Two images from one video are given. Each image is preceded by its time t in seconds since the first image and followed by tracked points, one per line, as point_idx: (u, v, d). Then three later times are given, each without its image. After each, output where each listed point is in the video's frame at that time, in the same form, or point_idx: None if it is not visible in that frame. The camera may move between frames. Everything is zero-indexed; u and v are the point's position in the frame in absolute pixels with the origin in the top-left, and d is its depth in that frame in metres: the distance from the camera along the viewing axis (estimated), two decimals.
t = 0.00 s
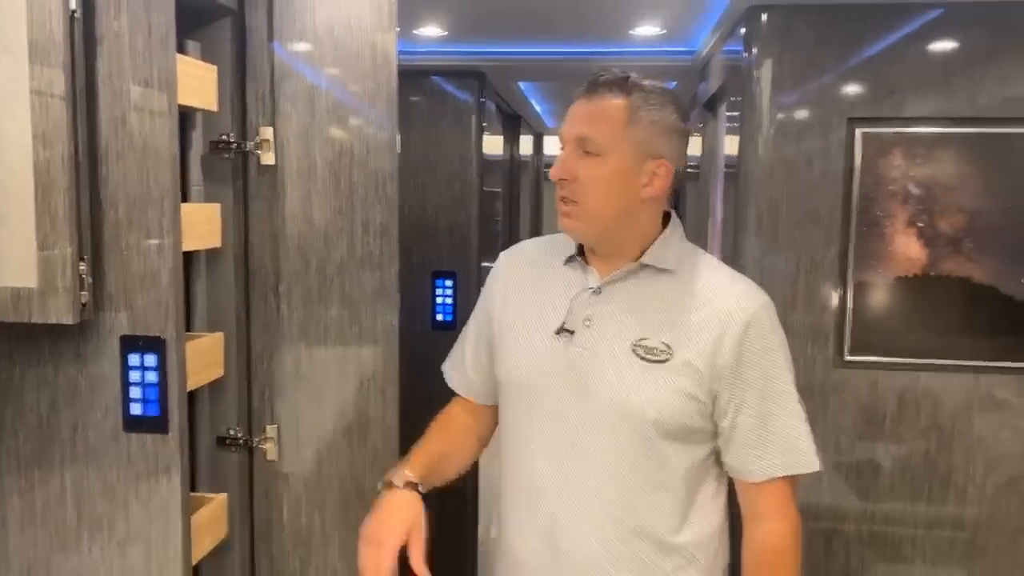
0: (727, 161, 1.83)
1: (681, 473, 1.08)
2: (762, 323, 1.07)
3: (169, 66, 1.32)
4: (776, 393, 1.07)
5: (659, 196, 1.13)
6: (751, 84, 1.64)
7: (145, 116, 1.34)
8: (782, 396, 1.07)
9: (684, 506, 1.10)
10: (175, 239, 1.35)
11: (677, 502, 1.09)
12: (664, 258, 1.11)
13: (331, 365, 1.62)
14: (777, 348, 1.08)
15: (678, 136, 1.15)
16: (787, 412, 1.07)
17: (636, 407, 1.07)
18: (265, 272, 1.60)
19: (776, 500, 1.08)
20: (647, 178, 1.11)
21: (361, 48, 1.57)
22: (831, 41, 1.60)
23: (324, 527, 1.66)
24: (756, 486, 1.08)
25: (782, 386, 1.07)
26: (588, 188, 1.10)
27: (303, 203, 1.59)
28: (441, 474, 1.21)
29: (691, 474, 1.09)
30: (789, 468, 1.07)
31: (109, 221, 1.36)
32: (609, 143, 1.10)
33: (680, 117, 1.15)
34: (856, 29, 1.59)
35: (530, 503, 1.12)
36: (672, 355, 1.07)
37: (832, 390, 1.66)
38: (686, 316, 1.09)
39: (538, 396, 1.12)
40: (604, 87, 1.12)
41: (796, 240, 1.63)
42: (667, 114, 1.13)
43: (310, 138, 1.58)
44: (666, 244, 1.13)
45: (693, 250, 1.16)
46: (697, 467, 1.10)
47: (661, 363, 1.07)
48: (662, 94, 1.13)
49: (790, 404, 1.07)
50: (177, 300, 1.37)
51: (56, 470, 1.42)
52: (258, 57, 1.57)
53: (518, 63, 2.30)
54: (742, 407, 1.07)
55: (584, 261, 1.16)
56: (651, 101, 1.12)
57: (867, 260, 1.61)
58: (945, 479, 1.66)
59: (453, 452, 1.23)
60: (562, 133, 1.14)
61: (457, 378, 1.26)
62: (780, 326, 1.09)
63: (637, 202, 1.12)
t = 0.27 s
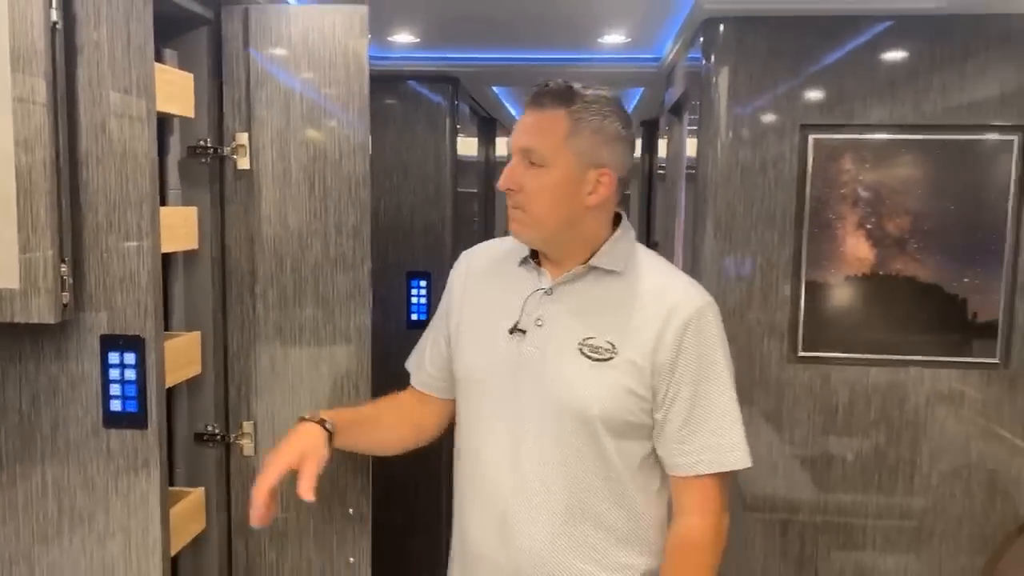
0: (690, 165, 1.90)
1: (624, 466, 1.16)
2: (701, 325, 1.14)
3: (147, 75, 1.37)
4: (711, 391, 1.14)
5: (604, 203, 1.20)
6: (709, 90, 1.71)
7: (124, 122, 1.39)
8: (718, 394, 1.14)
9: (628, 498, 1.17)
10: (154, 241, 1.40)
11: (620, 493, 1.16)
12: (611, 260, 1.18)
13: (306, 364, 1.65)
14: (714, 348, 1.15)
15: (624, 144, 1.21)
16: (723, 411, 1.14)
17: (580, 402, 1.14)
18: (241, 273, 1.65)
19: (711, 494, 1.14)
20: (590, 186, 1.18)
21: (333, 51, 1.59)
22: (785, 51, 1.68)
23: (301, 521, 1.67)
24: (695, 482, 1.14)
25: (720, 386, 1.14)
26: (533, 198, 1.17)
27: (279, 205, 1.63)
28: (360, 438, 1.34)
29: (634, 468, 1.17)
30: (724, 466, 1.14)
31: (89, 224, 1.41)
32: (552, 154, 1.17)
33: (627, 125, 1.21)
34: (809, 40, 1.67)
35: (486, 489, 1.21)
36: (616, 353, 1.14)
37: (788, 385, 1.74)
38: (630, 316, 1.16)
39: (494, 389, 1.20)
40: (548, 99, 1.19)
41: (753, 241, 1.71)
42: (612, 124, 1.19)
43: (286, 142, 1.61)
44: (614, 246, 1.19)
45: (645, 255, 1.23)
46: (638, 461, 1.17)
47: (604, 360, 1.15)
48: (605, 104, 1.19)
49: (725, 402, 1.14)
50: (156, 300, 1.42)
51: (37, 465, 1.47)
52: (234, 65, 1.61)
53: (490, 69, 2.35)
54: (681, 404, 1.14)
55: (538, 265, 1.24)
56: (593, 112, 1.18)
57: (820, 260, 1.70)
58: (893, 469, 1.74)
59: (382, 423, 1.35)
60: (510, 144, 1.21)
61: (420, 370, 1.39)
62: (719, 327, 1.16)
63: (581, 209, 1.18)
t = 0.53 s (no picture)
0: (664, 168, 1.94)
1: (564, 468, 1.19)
2: (637, 328, 1.17)
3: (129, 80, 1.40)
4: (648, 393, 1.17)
5: (541, 212, 1.22)
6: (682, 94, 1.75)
7: (107, 126, 1.41)
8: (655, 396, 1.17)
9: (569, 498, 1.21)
10: (136, 243, 1.43)
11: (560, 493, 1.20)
12: (551, 264, 1.21)
13: (287, 363, 1.68)
14: (652, 351, 1.18)
15: (557, 151, 1.23)
16: (661, 413, 1.17)
17: (519, 406, 1.17)
18: (223, 275, 1.68)
19: (648, 496, 1.18)
20: (525, 197, 1.20)
21: (314, 53, 1.62)
22: (755, 57, 1.72)
23: (281, 519, 1.70)
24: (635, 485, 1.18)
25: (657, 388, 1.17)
26: (469, 212, 1.19)
27: (260, 208, 1.65)
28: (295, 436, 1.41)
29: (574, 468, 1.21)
30: (663, 468, 1.17)
31: (72, 226, 1.43)
32: (484, 167, 1.19)
33: (558, 131, 1.23)
34: (778, 47, 1.72)
35: (433, 491, 1.25)
36: (555, 357, 1.17)
37: (758, 382, 1.78)
38: (570, 320, 1.19)
39: (439, 392, 1.25)
40: (478, 112, 1.21)
41: (724, 242, 1.75)
42: (543, 132, 1.21)
43: (267, 146, 1.64)
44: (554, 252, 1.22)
45: (589, 256, 1.25)
46: (579, 462, 1.21)
47: (543, 365, 1.18)
48: (536, 114, 1.21)
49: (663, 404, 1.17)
50: (138, 301, 1.44)
51: (21, 464, 1.49)
52: (215, 69, 1.64)
53: (471, 72, 2.39)
54: (619, 407, 1.17)
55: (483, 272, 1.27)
56: (524, 123, 1.20)
57: (789, 261, 1.74)
58: (860, 464, 1.79)
59: (316, 420, 1.42)
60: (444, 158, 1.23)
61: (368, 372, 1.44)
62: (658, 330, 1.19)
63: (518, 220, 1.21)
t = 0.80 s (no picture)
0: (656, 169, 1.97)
1: (525, 481, 1.21)
2: (592, 342, 1.17)
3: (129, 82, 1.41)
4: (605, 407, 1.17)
5: (490, 223, 1.22)
6: (674, 96, 1.78)
7: (105, 128, 1.43)
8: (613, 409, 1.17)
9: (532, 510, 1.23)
10: (135, 244, 1.45)
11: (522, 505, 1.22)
12: (505, 277, 1.21)
13: (283, 363, 1.70)
14: (608, 363, 1.18)
15: (504, 158, 1.22)
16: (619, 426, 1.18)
17: (475, 423, 1.18)
18: (220, 276, 1.69)
19: (613, 509, 1.19)
20: (470, 210, 1.20)
21: (310, 55, 1.63)
22: (746, 61, 1.75)
23: (278, 518, 1.72)
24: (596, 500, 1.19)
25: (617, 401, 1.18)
26: (415, 227, 1.20)
27: (257, 210, 1.66)
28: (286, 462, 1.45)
29: (536, 481, 1.22)
30: (624, 481, 1.18)
31: (72, 228, 1.45)
32: (426, 181, 1.19)
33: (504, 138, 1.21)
34: (768, 51, 1.74)
35: (400, 502, 1.28)
36: (510, 372, 1.18)
37: (749, 381, 1.81)
38: (525, 334, 1.19)
39: (399, 405, 1.26)
40: (420, 126, 1.20)
41: (715, 243, 1.78)
42: (487, 141, 1.20)
43: (263, 147, 1.65)
44: (508, 265, 1.23)
45: (549, 266, 1.25)
46: (540, 476, 1.22)
47: (498, 380, 1.18)
48: (480, 124, 1.20)
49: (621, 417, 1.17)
50: (137, 302, 1.46)
51: (21, 463, 1.50)
52: (212, 72, 1.64)
53: (464, 73, 2.41)
54: (576, 421, 1.17)
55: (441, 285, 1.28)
56: (466, 134, 1.19)
57: (780, 262, 1.77)
58: (849, 461, 1.82)
59: (308, 445, 1.48)
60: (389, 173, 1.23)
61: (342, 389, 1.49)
62: (615, 342, 1.18)
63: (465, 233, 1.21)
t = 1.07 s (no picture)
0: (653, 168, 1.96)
1: (501, 487, 1.19)
2: (570, 349, 1.14)
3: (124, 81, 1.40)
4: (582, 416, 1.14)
5: (470, 210, 1.21)
6: (672, 96, 1.78)
7: (101, 127, 1.42)
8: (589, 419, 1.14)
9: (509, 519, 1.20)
10: (131, 244, 1.44)
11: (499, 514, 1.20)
12: (489, 274, 1.20)
13: (280, 363, 1.69)
14: (586, 372, 1.14)
15: (488, 146, 1.20)
16: (596, 437, 1.14)
17: (451, 428, 1.17)
18: (216, 275, 1.68)
19: (589, 523, 1.15)
20: (448, 196, 1.19)
21: (305, 53, 1.62)
22: (743, 60, 1.75)
23: (275, 518, 1.71)
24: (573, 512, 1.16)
25: (595, 410, 1.14)
26: (396, 210, 1.21)
27: (253, 209, 1.65)
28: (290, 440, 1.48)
29: (514, 489, 1.20)
30: (600, 494, 1.14)
31: (67, 227, 1.44)
32: (407, 165, 1.19)
33: (490, 125, 1.19)
34: (765, 50, 1.74)
35: (387, 501, 1.29)
36: (484, 375, 1.16)
37: (747, 380, 1.81)
38: (503, 337, 1.17)
39: (385, 403, 1.27)
40: (405, 109, 1.21)
41: (713, 242, 1.78)
42: (470, 127, 1.18)
43: (260, 146, 1.64)
44: (494, 261, 1.21)
45: (542, 267, 1.23)
46: (521, 484, 1.20)
47: (473, 382, 1.17)
48: (461, 110, 1.19)
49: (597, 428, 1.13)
50: (133, 301, 1.45)
51: (16, 464, 1.49)
52: (208, 70, 1.63)
53: (460, 72, 2.41)
54: (551, 429, 1.15)
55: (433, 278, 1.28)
56: (445, 119, 1.18)
57: (777, 261, 1.77)
58: (847, 461, 1.82)
59: (316, 427, 1.49)
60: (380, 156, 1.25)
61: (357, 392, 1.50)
62: (595, 349, 1.15)
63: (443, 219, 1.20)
